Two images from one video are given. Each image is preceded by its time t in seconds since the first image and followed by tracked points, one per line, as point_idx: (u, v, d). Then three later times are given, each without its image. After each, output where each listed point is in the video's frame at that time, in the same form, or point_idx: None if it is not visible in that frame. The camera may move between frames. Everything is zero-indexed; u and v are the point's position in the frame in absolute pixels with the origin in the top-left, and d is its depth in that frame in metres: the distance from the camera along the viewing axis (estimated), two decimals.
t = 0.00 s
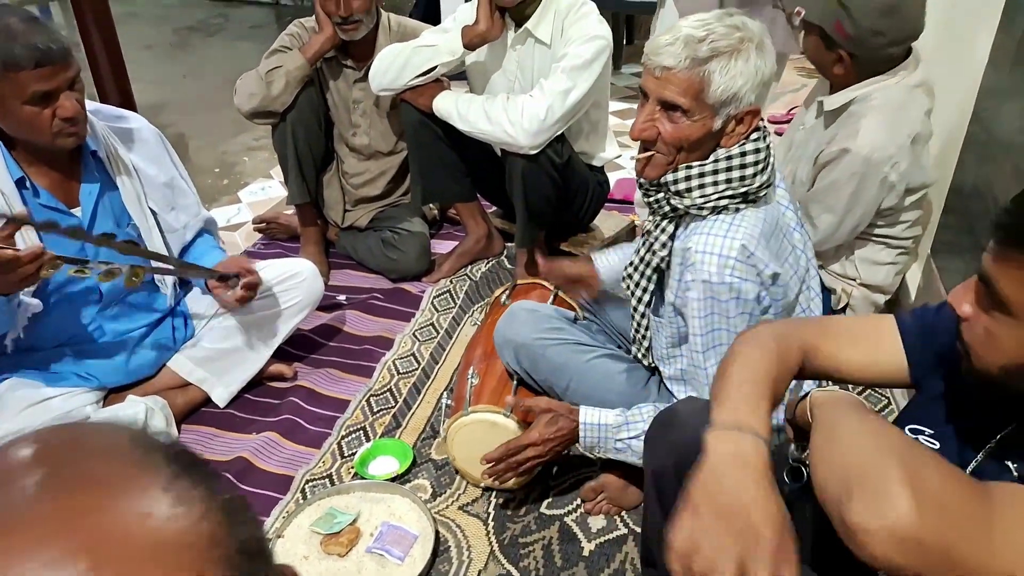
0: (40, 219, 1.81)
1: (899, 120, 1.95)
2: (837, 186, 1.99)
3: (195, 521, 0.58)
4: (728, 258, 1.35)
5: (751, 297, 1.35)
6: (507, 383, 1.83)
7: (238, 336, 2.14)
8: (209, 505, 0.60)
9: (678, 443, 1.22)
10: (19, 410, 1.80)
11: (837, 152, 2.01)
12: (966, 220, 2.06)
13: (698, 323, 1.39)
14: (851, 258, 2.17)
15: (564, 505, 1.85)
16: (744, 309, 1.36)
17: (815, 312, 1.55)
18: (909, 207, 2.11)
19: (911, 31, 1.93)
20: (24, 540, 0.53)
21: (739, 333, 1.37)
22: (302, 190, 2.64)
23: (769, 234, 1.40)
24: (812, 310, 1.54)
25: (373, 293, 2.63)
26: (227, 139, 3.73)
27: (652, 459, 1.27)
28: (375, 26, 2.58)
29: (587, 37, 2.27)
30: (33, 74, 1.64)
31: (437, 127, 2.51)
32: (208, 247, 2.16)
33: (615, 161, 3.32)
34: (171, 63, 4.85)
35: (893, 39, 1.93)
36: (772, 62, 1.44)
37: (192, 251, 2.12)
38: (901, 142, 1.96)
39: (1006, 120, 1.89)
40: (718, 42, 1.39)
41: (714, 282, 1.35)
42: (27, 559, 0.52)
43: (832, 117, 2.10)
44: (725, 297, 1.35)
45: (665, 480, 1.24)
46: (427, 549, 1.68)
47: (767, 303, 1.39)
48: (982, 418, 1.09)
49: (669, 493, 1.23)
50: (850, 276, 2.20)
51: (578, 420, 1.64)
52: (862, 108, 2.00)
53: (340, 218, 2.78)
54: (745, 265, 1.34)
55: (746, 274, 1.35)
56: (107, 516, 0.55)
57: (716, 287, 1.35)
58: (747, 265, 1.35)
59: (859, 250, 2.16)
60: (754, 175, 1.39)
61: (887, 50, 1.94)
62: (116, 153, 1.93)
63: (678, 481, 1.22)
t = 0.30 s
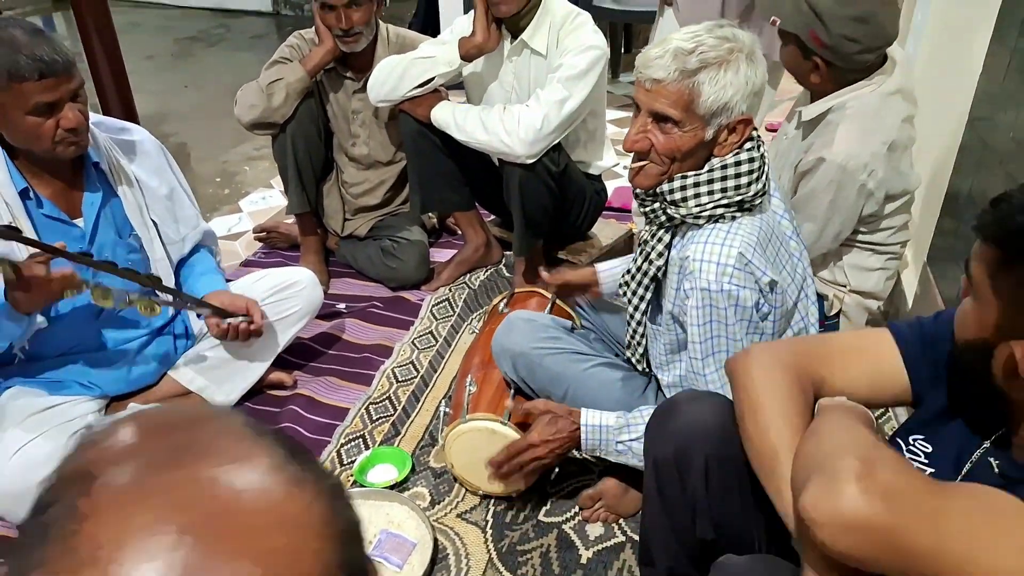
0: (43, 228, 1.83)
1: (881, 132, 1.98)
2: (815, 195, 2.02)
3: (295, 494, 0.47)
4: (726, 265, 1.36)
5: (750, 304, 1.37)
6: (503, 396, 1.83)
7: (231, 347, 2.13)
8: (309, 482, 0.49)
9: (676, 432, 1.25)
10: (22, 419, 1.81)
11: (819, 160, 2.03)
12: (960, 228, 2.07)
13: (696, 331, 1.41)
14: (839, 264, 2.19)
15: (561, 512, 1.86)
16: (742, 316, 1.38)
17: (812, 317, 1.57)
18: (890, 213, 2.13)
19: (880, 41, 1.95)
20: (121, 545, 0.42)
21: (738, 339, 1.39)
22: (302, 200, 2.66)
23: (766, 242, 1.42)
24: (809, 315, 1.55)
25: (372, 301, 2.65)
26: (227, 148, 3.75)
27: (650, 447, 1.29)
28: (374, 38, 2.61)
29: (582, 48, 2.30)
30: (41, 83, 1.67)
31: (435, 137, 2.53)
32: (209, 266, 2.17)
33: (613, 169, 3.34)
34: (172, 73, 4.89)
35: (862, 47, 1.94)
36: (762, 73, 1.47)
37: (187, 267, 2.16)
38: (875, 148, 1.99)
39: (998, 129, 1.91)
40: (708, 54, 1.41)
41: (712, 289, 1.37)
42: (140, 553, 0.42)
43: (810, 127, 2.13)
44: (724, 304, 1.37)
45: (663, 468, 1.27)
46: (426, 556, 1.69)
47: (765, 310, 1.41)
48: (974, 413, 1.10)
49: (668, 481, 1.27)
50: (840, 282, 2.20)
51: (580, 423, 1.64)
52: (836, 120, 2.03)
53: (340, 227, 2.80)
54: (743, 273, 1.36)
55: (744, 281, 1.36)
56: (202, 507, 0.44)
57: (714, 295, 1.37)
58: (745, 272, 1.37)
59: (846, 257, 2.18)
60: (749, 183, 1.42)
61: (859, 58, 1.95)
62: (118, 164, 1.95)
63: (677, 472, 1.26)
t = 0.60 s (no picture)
0: (49, 236, 1.84)
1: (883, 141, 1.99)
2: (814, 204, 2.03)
3: (369, 478, 0.48)
4: (722, 275, 1.37)
5: (746, 314, 1.38)
6: (502, 401, 1.84)
7: (232, 354, 2.17)
8: (386, 465, 0.50)
9: (678, 427, 1.23)
10: (25, 424, 1.83)
11: (818, 168, 2.05)
12: (958, 234, 2.08)
13: (692, 340, 1.42)
14: (840, 271, 2.20)
15: (561, 518, 1.86)
16: (736, 326, 1.38)
17: (810, 324, 1.57)
18: (890, 217, 2.14)
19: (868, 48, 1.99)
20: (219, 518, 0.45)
21: (732, 348, 1.40)
22: (303, 206, 2.67)
23: (763, 252, 1.42)
24: (806, 323, 1.56)
25: (372, 307, 2.66)
26: (229, 155, 3.77)
27: (649, 444, 1.28)
28: (376, 46, 2.62)
29: (581, 55, 2.32)
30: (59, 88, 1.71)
31: (435, 143, 2.54)
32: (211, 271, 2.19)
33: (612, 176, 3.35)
34: (175, 80, 4.91)
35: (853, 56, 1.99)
36: (757, 82, 1.48)
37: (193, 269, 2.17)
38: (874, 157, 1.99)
39: (995, 136, 1.92)
40: (702, 66, 1.43)
41: (708, 299, 1.38)
42: (231, 539, 0.44)
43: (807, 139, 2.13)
44: (719, 314, 1.38)
45: (662, 466, 1.26)
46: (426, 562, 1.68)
47: (761, 320, 1.42)
48: (971, 417, 1.12)
49: (667, 477, 1.26)
50: (841, 289, 2.22)
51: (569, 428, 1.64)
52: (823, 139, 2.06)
53: (341, 234, 2.81)
54: (738, 283, 1.37)
55: (739, 291, 1.37)
56: (281, 485, 0.46)
57: (710, 304, 1.38)
58: (740, 282, 1.37)
59: (847, 264, 2.19)
60: (745, 194, 1.42)
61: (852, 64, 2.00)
62: (124, 171, 1.97)
63: (677, 471, 1.25)
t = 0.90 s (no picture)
0: (60, 237, 1.86)
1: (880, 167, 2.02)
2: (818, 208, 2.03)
3: (430, 453, 0.55)
4: (728, 275, 1.38)
5: (751, 314, 1.39)
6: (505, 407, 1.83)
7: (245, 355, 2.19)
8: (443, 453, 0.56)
9: (678, 427, 1.27)
10: (34, 424, 1.84)
11: (827, 172, 2.05)
12: (962, 238, 2.08)
13: (696, 341, 1.43)
14: (849, 275, 2.23)
15: (565, 521, 1.87)
16: (741, 327, 1.39)
17: (814, 327, 1.59)
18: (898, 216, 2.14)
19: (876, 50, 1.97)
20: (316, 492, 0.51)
21: (735, 350, 1.41)
22: (309, 210, 2.69)
23: (767, 254, 1.43)
24: (811, 326, 1.58)
25: (378, 310, 2.68)
26: (236, 159, 3.80)
27: (652, 442, 1.32)
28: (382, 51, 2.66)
29: (586, 59, 2.34)
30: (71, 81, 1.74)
31: (440, 147, 2.56)
32: (219, 273, 2.21)
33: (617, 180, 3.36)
34: (182, 84, 4.94)
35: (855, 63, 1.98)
36: (760, 84, 1.50)
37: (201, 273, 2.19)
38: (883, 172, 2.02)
39: (997, 140, 1.92)
40: (705, 69, 1.44)
41: (713, 299, 1.39)
42: (316, 504, 0.50)
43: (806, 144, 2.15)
44: (724, 314, 1.39)
45: (665, 463, 1.29)
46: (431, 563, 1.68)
47: (766, 322, 1.43)
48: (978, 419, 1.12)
49: (672, 475, 1.29)
50: (850, 293, 2.23)
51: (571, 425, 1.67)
52: (824, 153, 2.09)
53: (347, 237, 2.82)
54: (744, 283, 1.38)
55: (745, 291, 1.38)
56: (357, 457, 0.53)
57: (715, 304, 1.39)
58: (745, 283, 1.38)
59: (858, 266, 2.21)
60: (749, 194, 1.44)
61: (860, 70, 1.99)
62: (128, 172, 1.99)
63: (680, 469, 1.28)
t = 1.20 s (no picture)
0: (65, 242, 1.87)
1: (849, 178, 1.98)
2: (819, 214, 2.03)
3: (425, 441, 0.66)
4: (733, 278, 1.39)
5: (756, 317, 1.39)
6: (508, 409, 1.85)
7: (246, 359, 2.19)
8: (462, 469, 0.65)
9: (683, 424, 1.26)
10: (40, 427, 1.85)
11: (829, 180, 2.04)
12: (961, 245, 2.08)
13: (701, 343, 1.43)
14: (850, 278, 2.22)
15: (568, 526, 1.87)
16: (747, 329, 1.40)
17: (817, 334, 1.60)
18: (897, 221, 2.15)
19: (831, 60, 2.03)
20: (329, 473, 0.61)
21: (740, 353, 1.41)
22: (313, 214, 2.70)
23: (772, 258, 1.44)
24: (814, 332, 1.59)
25: (381, 314, 2.69)
26: (239, 163, 3.81)
27: (655, 440, 1.31)
28: (385, 57, 2.67)
29: (589, 65, 2.35)
30: (82, 88, 1.76)
31: (443, 152, 2.56)
32: (224, 278, 2.21)
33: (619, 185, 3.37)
34: (185, 89, 4.96)
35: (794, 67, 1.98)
36: (763, 89, 1.49)
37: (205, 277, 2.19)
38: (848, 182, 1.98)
39: (997, 148, 1.93)
40: (710, 73, 1.45)
41: (720, 302, 1.39)
42: (326, 482, 0.60)
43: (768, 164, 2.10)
44: (729, 317, 1.39)
45: (668, 462, 1.28)
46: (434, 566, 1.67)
47: (770, 325, 1.43)
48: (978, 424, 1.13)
49: (674, 474, 1.27)
50: (852, 297, 2.24)
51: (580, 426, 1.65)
52: (792, 164, 2.02)
53: (350, 241, 2.84)
54: (749, 285, 1.39)
55: (751, 294, 1.39)
56: (358, 448, 0.63)
57: (721, 307, 1.39)
58: (751, 286, 1.39)
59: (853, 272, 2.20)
60: (754, 197, 1.45)
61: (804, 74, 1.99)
62: (137, 180, 2.01)
63: (683, 466, 1.26)
